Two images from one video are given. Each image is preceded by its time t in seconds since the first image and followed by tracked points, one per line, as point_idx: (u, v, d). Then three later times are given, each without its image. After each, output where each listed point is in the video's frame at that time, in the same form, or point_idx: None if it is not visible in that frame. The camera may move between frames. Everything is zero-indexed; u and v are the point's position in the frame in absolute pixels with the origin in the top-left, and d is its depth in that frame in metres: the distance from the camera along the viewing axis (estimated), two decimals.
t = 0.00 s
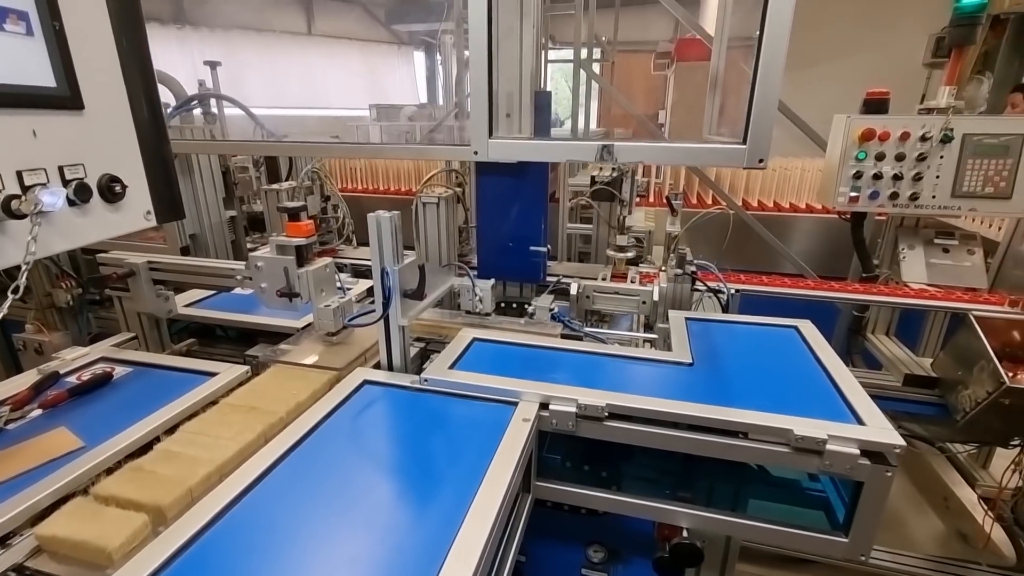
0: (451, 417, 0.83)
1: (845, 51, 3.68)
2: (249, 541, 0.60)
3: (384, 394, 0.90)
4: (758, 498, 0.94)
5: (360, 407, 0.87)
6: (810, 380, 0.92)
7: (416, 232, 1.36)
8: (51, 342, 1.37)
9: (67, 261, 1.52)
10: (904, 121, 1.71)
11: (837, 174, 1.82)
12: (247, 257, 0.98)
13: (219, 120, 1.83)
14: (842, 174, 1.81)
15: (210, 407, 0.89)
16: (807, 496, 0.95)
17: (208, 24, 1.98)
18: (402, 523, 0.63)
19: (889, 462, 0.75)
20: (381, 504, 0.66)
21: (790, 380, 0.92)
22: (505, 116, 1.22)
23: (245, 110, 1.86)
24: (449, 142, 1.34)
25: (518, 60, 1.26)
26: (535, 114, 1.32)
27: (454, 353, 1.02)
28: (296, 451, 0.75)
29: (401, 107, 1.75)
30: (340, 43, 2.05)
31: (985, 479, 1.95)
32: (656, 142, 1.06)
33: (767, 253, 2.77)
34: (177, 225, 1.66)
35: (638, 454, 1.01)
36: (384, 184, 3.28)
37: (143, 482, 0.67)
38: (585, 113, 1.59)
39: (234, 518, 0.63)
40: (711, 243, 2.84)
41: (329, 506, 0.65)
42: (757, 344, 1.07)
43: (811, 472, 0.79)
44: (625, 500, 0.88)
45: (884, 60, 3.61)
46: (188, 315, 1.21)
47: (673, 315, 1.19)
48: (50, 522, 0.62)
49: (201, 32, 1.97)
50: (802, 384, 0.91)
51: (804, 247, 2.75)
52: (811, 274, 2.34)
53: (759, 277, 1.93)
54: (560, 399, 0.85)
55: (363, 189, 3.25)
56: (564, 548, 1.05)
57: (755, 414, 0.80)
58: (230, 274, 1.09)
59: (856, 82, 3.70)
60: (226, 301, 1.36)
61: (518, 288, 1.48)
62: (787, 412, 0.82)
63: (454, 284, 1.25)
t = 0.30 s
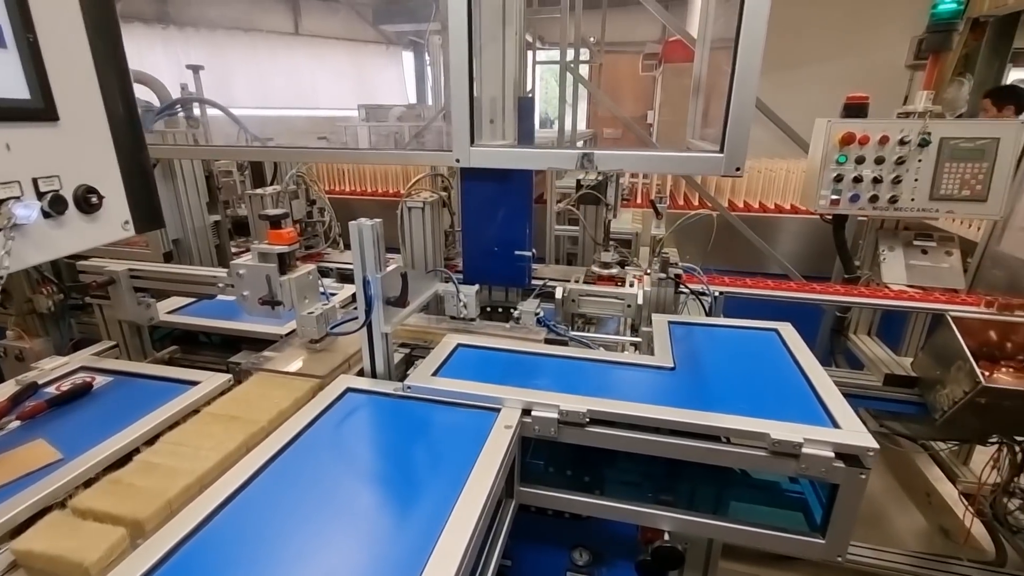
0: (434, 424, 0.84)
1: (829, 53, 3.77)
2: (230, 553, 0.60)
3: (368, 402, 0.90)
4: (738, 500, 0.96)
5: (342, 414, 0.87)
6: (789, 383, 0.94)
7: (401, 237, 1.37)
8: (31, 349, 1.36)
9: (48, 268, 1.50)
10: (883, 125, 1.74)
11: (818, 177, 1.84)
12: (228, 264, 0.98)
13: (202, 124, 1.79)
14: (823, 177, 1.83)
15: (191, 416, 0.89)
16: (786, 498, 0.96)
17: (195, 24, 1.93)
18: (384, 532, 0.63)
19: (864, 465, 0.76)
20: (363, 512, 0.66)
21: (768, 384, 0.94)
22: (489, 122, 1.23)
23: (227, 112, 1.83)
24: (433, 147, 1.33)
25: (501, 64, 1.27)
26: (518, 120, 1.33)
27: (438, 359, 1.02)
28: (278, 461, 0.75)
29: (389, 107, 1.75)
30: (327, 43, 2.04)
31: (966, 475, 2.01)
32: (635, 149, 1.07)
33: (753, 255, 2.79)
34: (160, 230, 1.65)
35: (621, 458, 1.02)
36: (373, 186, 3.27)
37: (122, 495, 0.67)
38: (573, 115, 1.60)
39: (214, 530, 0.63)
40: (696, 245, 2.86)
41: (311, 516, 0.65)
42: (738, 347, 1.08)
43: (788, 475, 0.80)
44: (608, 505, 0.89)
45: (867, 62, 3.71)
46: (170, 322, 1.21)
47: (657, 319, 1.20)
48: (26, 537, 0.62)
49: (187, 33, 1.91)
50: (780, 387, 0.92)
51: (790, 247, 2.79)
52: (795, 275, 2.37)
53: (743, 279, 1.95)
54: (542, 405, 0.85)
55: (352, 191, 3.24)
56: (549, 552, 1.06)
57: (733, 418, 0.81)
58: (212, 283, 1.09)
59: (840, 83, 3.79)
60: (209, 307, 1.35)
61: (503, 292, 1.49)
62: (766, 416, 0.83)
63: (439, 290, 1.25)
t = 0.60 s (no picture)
0: (363, 431, 0.81)
1: (764, 56, 3.95)
2: None
3: (293, 410, 0.87)
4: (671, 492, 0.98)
5: (265, 424, 0.83)
6: (716, 375, 0.97)
7: (337, 236, 1.32)
8: None
9: None
10: (805, 126, 1.83)
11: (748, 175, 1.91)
12: (137, 268, 0.91)
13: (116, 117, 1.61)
14: (753, 175, 1.90)
15: (94, 433, 0.82)
16: (715, 486, 0.99)
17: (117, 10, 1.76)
18: (302, 547, 0.61)
19: (782, 452, 0.80)
20: (280, 526, 0.63)
21: (696, 377, 0.97)
22: (422, 118, 1.22)
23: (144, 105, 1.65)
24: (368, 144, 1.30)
25: (434, 60, 1.25)
26: (454, 115, 1.31)
27: (370, 363, 0.99)
28: (190, 478, 0.70)
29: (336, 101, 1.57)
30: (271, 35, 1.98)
31: (887, 454, 2.16)
32: (563, 148, 1.11)
33: (693, 250, 2.88)
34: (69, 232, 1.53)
35: (555, 458, 1.02)
36: (315, 184, 3.15)
37: (5, 524, 0.61)
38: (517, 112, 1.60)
39: (113, 558, 0.58)
40: (640, 241, 2.92)
41: (223, 535, 0.62)
42: (670, 342, 1.11)
43: (713, 465, 0.83)
44: (543, 503, 0.89)
45: (798, 65, 3.92)
46: (76, 332, 1.12)
47: (595, 315, 1.21)
48: None
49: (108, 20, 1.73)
50: (707, 380, 0.95)
51: (728, 243, 2.90)
52: (732, 268, 2.47)
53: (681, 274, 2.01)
54: (475, 407, 0.84)
55: (292, 189, 3.11)
56: (489, 554, 1.05)
57: (661, 413, 0.83)
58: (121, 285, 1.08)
59: (774, 85, 3.98)
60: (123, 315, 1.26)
61: (444, 292, 1.45)
62: (692, 409, 0.85)
63: (373, 291, 1.21)
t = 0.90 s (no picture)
0: (288, 445, 0.77)
1: (677, 56, 4.14)
2: None
3: (208, 429, 0.80)
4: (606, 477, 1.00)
5: (175, 447, 0.76)
6: (644, 362, 1.01)
7: (254, 238, 1.24)
8: None
9: None
10: (715, 122, 1.94)
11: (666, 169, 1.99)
12: (10, 282, 0.80)
13: None
14: (670, 169, 1.98)
15: None
16: (646, 468, 1.03)
17: None
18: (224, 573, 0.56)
19: (706, 430, 0.84)
20: (197, 555, 0.58)
21: (626, 365, 1.00)
22: (340, 113, 1.19)
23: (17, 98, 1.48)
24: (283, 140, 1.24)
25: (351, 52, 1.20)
26: (374, 111, 1.23)
27: (293, 371, 0.94)
28: (88, 513, 0.63)
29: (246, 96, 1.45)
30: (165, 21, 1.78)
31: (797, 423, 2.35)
32: (484, 144, 1.11)
33: (619, 242, 2.97)
34: None
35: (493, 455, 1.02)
36: (226, 184, 2.95)
37: None
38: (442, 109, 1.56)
39: None
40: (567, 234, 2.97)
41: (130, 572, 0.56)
42: (600, 332, 1.13)
43: (644, 449, 0.86)
44: (482, 501, 0.88)
45: (708, 65, 4.15)
46: None
47: (527, 310, 1.22)
48: None
49: None
50: (636, 367, 0.99)
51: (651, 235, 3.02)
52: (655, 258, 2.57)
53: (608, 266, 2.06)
54: (407, 411, 0.82)
55: (201, 190, 2.89)
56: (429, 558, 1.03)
57: (594, 402, 0.85)
58: None
59: (687, 84, 4.19)
60: None
61: (372, 292, 1.39)
62: (623, 396, 0.88)
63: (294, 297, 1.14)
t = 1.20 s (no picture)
0: (178, 473, 0.70)
1: (580, 53, 4.26)
2: None
3: (81, 465, 0.71)
4: (527, 468, 1.01)
5: (38, 491, 0.67)
6: (559, 351, 1.02)
7: (128, 246, 1.11)
8: None
9: None
10: (615, 117, 2.02)
11: (573, 163, 2.03)
12: None
13: None
14: (577, 163, 2.02)
15: None
16: (566, 454, 1.04)
17: None
18: None
19: (617, 412, 0.88)
20: None
21: (541, 356, 1.01)
22: (223, 106, 1.11)
23: None
24: (155, 138, 1.12)
25: (232, 43, 1.12)
26: (262, 101, 1.12)
27: (184, 391, 0.85)
28: None
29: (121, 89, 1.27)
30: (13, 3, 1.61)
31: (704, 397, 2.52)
32: (382, 138, 1.08)
33: (533, 235, 3.02)
34: None
35: (412, 457, 1.00)
36: (99, 188, 2.64)
37: None
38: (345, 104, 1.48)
39: None
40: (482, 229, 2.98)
41: None
42: (516, 326, 1.14)
43: (561, 436, 0.88)
44: (402, 508, 0.86)
45: (608, 63, 4.32)
46: None
47: (442, 308, 1.20)
48: None
49: None
50: (551, 357, 1.00)
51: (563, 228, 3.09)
52: (569, 248, 2.63)
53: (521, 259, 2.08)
54: (315, 422, 0.78)
55: (69, 195, 2.56)
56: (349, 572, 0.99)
57: (511, 395, 0.85)
58: None
59: (590, 80, 4.33)
60: None
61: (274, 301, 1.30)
62: (538, 387, 0.89)
63: (179, 308, 1.04)
